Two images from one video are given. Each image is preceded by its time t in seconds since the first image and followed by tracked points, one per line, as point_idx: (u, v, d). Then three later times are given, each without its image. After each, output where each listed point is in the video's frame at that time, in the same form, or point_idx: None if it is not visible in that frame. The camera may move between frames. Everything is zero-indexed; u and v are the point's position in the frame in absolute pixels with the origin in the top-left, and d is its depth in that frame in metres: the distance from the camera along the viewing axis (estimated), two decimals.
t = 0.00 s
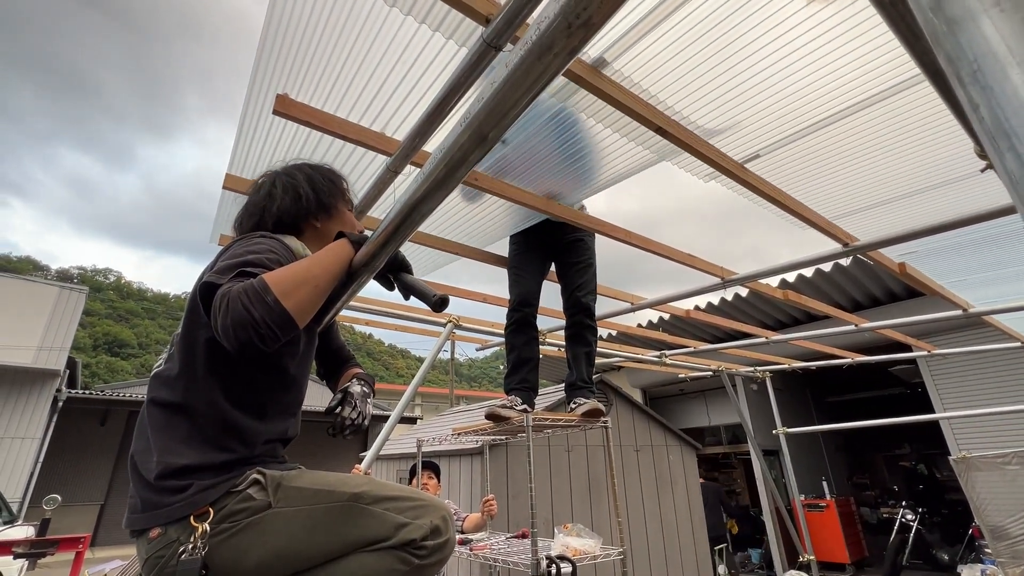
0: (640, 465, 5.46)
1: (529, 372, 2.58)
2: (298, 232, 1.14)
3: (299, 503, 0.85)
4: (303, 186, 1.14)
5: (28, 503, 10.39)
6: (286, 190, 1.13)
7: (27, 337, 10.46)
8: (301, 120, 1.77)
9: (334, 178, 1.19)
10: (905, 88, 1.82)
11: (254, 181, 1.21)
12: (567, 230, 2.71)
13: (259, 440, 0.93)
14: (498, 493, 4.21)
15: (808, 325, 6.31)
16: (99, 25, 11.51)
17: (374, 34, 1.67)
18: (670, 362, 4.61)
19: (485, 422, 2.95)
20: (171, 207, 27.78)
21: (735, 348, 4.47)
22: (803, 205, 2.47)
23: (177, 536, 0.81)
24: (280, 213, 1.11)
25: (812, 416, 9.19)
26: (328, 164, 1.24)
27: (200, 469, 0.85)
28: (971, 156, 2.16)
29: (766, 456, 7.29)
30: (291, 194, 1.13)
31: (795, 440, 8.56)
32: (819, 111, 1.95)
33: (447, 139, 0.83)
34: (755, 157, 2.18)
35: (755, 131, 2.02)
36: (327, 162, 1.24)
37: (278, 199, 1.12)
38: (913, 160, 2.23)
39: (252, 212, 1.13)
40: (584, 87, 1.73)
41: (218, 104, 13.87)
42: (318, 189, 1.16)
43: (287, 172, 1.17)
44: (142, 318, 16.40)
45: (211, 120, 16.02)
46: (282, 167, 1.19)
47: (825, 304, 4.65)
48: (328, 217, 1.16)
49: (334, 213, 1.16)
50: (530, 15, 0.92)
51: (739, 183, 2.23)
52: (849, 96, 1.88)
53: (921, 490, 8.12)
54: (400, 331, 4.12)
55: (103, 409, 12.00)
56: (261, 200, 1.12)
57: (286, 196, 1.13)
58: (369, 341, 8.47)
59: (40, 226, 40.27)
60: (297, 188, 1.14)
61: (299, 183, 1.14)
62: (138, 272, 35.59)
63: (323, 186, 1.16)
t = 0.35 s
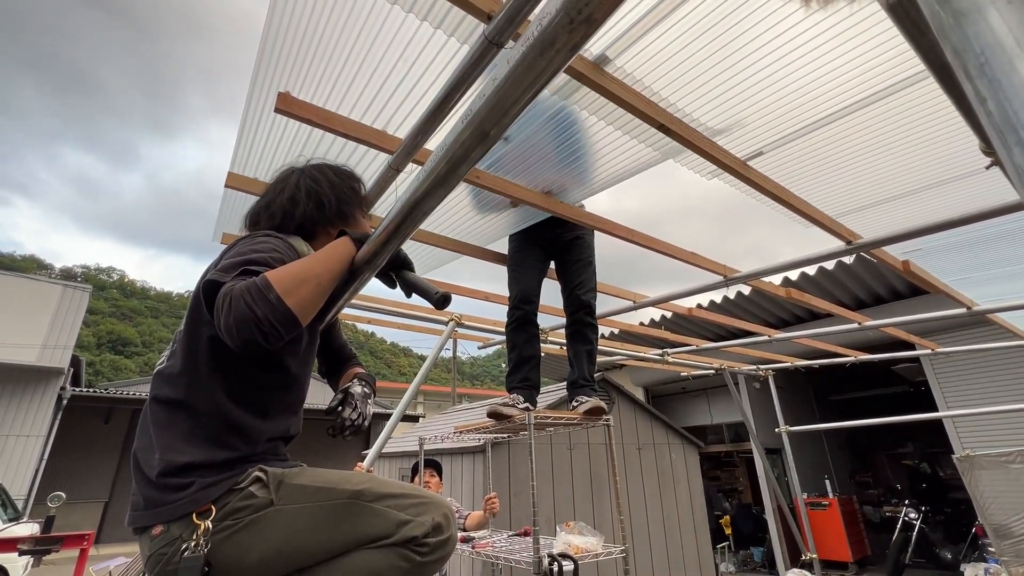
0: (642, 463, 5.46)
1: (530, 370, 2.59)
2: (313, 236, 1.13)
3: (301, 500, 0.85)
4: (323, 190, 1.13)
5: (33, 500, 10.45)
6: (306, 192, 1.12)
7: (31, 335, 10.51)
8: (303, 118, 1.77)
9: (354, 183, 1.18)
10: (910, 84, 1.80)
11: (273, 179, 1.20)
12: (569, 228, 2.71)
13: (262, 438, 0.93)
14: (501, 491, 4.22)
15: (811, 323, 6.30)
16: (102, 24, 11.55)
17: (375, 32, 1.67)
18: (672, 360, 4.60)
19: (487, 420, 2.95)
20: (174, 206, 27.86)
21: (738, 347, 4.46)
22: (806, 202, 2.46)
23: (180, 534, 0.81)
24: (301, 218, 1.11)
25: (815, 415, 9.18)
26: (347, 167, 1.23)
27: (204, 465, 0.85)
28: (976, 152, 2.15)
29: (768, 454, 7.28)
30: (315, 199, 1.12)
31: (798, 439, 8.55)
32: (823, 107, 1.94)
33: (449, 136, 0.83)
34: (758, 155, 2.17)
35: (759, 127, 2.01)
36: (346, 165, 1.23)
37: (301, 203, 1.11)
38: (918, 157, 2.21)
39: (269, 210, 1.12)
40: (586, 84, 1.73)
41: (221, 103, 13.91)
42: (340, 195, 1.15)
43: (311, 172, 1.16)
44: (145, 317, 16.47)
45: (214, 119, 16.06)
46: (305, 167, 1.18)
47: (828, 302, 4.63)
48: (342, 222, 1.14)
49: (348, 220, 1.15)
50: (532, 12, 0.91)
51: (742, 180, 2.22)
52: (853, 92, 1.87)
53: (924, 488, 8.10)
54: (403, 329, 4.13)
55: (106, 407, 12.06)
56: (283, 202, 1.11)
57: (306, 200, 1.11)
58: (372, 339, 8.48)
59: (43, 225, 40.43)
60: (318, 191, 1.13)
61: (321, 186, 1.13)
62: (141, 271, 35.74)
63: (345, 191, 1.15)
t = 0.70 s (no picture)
0: (644, 461, 5.47)
1: (532, 369, 2.59)
2: (323, 238, 1.13)
3: (304, 499, 0.86)
4: (336, 192, 1.14)
5: (37, 498, 10.52)
6: (318, 194, 1.13)
7: (35, 334, 10.58)
8: (306, 119, 1.78)
9: (365, 186, 1.19)
10: (912, 83, 1.80)
11: (287, 179, 1.21)
12: (571, 228, 2.71)
13: (266, 437, 0.94)
14: (503, 489, 4.24)
15: (813, 322, 6.30)
16: (105, 25, 11.61)
17: (378, 33, 1.68)
18: (674, 359, 4.61)
19: (489, 419, 2.96)
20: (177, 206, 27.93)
21: (740, 345, 4.45)
22: (808, 201, 2.46)
23: (186, 531, 0.82)
24: (315, 220, 1.11)
25: (817, 414, 9.17)
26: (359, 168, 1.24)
27: (209, 463, 0.86)
28: (978, 151, 2.15)
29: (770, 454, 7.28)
30: (329, 202, 1.12)
31: (800, 438, 8.55)
32: (825, 106, 1.94)
33: (452, 136, 0.83)
34: (760, 154, 2.17)
35: (761, 127, 2.01)
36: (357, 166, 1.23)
37: (316, 206, 1.11)
38: (920, 156, 2.21)
39: (281, 211, 1.13)
40: (588, 84, 1.73)
41: (223, 103, 13.95)
42: (353, 198, 1.15)
43: (325, 174, 1.17)
44: (148, 316, 16.55)
45: (216, 119, 16.09)
46: (319, 168, 1.19)
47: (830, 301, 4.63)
48: (352, 223, 1.14)
49: (356, 221, 1.15)
50: (534, 12, 0.92)
51: (743, 180, 2.22)
52: (856, 91, 1.86)
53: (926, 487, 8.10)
54: (405, 328, 4.15)
55: (110, 406, 12.12)
56: (298, 203, 1.12)
57: (318, 203, 1.12)
58: (374, 338, 8.51)
59: (47, 223, 40.52)
60: (330, 193, 1.13)
61: (333, 188, 1.13)
62: (144, 270, 35.83)
63: (357, 194, 1.16)
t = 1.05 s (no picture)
0: (644, 459, 5.48)
1: (533, 367, 2.59)
2: (323, 234, 1.13)
3: (306, 496, 0.86)
4: (335, 187, 1.13)
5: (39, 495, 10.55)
6: (316, 190, 1.13)
7: (37, 332, 10.61)
8: (307, 116, 1.78)
9: (365, 183, 1.19)
10: (915, 79, 1.80)
11: (285, 176, 1.21)
12: (571, 226, 2.71)
13: (268, 434, 0.94)
14: (504, 487, 4.24)
15: (814, 320, 6.29)
16: (106, 23, 11.63)
17: (378, 30, 1.67)
18: (675, 357, 4.60)
19: (490, 417, 2.97)
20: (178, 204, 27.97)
21: (741, 343, 4.45)
22: (810, 198, 2.45)
23: (187, 528, 0.82)
24: (314, 216, 1.11)
25: (817, 412, 9.17)
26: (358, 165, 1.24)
27: (210, 461, 0.86)
28: (981, 148, 2.14)
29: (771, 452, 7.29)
30: (327, 198, 1.12)
31: (801, 436, 8.55)
32: (828, 103, 1.94)
33: (452, 133, 0.83)
34: (762, 151, 2.16)
35: (763, 124, 2.01)
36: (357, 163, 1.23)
37: (315, 202, 1.11)
38: (922, 153, 2.21)
39: (280, 208, 1.13)
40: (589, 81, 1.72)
41: (223, 101, 13.96)
42: (353, 194, 1.15)
43: (324, 170, 1.17)
44: (150, 314, 16.58)
45: (217, 117, 16.10)
46: (318, 165, 1.19)
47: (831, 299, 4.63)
48: (351, 219, 1.14)
49: (355, 218, 1.15)
50: (535, 9, 0.91)
51: (745, 177, 2.21)
52: (859, 88, 1.86)
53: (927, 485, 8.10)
54: (406, 326, 4.15)
55: (112, 403, 12.15)
56: (297, 200, 1.12)
57: (316, 198, 1.12)
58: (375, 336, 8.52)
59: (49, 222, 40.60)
60: (328, 189, 1.13)
61: (332, 184, 1.13)
62: (146, 269, 35.89)
63: (356, 190, 1.16)
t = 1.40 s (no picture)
0: (645, 458, 5.49)
1: (534, 365, 2.60)
2: (320, 232, 1.13)
3: (307, 493, 0.86)
4: (329, 184, 1.14)
5: (41, 492, 10.58)
6: (310, 187, 1.13)
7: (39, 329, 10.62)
8: (308, 114, 1.78)
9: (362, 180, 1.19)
10: (919, 76, 1.79)
11: (279, 174, 1.21)
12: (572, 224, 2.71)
13: (270, 432, 0.95)
14: (504, 484, 4.24)
15: (814, 318, 6.30)
16: (106, 21, 11.62)
17: (377, 27, 1.67)
18: (676, 355, 4.61)
19: (491, 415, 2.97)
20: (179, 202, 28.00)
21: (741, 341, 4.45)
22: (811, 197, 2.45)
23: (189, 524, 0.83)
24: (310, 214, 1.11)
25: (818, 410, 9.17)
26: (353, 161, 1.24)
27: (212, 459, 0.86)
28: (984, 146, 2.13)
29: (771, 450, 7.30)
30: (322, 195, 1.12)
31: (801, 434, 8.55)
32: (829, 101, 1.93)
33: (453, 131, 0.83)
34: (763, 149, 2.16)
35: (764, 122, 2.00)
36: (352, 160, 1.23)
37: (310, 200, 1.11)
38: (923, 151, 2.20)
39: (273, 207, 1.13)
40: (590, 79, 1.72)
41: (224, 99, 13.97)
42: (348, 192, 1.16)
43: (317, 168, 1.17)
44: (151, 312, 16.60)
45: (218, 115, 16.11)
46: (311, 163, 1.19)
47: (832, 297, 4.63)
48: (345, 216, 1.15)
49: (350, 215, 1.15)
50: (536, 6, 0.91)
51: (746, 175, 2.21)
52: (860, 85, 1.85)
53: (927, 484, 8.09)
54: (407, 324, 4.16)
55: (113, 401, 12.18)
56: (291, 198, 1.12)
57: (309, 196, 1.12)
58: (376, 335, 8.54)
59: (50, 221, 40.64)
60: (323, 186, 1.13)
61: (326, 181, 1.14)
62: (147, 267, 35.97)
63: (351, 186, 1.16)
